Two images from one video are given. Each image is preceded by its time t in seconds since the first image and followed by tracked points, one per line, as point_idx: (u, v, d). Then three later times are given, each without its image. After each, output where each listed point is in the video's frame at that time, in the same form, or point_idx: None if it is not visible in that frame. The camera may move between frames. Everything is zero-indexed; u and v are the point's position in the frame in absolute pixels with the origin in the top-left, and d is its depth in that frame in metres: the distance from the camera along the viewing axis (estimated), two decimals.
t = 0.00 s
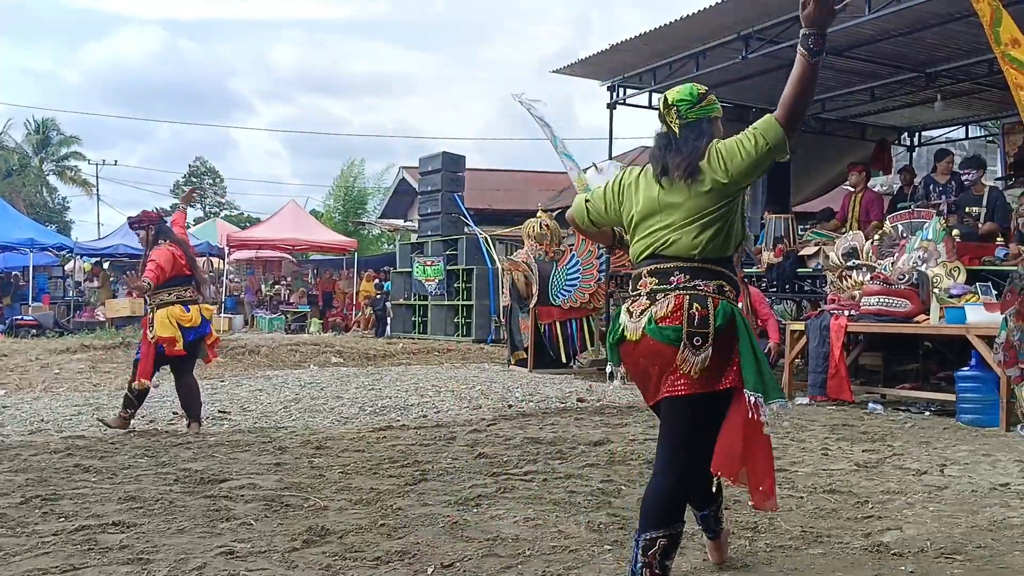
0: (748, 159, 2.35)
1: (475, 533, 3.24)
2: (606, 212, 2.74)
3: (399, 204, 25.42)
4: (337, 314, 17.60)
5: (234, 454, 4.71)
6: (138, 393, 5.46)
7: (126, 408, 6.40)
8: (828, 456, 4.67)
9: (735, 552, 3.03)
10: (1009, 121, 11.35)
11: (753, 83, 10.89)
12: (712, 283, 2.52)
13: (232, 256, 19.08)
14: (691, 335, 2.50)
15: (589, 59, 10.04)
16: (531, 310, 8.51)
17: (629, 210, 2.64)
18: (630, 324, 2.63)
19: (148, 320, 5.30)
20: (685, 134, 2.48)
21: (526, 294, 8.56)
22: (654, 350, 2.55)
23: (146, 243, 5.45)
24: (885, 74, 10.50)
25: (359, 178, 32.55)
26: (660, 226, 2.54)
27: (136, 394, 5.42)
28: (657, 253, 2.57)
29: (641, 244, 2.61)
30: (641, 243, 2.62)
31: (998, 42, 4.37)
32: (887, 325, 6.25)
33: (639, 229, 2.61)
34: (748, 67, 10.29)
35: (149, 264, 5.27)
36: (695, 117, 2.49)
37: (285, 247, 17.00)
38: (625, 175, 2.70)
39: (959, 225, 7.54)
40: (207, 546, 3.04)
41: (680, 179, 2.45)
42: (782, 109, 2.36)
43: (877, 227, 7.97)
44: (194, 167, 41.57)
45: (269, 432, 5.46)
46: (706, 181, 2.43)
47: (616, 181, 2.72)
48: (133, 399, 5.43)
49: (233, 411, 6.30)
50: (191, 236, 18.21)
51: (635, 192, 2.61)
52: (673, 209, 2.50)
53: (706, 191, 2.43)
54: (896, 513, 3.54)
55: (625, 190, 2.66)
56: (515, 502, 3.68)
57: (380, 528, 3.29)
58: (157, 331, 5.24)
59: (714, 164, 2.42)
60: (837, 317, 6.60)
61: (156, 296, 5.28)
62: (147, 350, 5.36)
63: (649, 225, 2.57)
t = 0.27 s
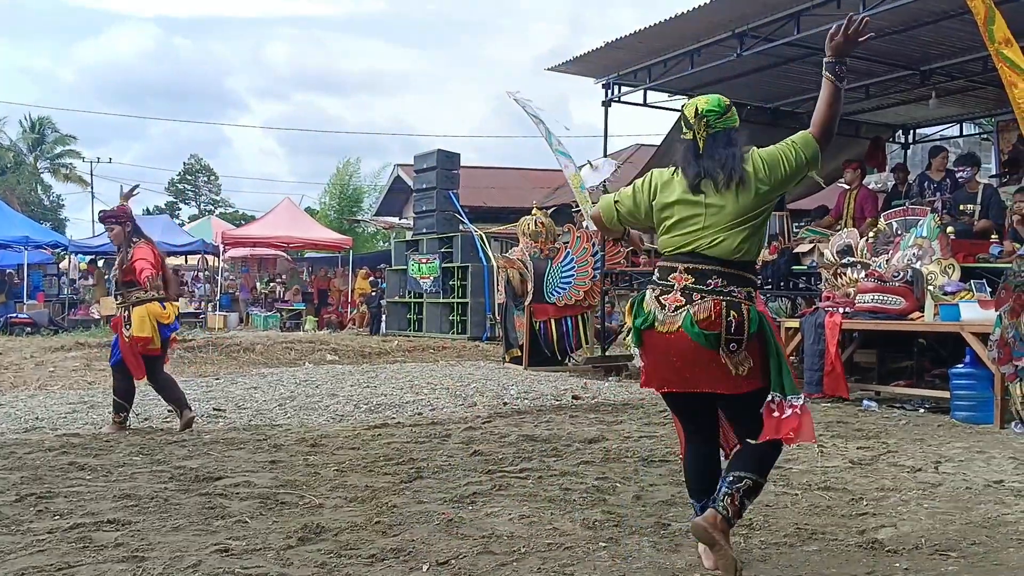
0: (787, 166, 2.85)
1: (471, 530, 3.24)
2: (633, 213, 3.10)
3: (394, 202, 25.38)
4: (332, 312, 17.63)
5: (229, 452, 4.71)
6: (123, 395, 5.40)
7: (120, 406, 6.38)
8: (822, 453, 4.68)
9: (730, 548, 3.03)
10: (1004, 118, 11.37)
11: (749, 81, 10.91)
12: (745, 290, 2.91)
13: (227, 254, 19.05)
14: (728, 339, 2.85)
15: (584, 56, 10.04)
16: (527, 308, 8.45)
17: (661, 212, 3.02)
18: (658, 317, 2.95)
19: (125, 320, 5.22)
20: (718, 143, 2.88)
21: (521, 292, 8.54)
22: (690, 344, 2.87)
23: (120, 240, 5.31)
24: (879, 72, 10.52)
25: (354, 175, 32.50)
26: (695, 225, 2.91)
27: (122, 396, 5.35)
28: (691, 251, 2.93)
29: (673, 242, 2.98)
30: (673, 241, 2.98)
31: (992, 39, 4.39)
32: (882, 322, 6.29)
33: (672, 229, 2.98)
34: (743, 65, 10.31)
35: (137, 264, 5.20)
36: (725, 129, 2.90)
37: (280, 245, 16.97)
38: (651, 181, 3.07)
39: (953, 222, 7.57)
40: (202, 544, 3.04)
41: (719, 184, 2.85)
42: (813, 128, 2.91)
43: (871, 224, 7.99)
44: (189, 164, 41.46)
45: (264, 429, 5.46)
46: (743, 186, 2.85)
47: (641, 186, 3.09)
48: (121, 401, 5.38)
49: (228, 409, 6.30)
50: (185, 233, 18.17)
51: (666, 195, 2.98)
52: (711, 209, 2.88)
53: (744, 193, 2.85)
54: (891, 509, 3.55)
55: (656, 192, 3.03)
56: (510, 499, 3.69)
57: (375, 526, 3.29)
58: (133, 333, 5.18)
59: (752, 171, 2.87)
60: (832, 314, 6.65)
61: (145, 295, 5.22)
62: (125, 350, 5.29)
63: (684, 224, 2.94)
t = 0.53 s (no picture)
0: (809, 172, 3.01)
1: (469, 529, 3.24)
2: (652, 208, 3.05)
3: (393, 200, 25.37)
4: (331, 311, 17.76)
5: (227, 450, 4.71)
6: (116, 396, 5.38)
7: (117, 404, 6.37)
8: (820, 452, 4.68)
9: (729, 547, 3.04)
10: (1002, 118, 11.38)
11: (747, 79, 10.91)
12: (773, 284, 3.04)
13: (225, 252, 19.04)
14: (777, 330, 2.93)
15: (583, 55, 10.04)
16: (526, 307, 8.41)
17: (684, 209, 3.01)
18: (706, 313, 2.90)
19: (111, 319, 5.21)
20: (748, 148, 2.94)
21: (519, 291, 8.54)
22: (743, 341, 2.89)
23: (96, 238, 5.24)
24: (877, 70, 10.53)
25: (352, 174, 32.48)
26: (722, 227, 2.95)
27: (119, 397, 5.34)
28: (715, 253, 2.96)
29: (695, 241, 3.00)
30: (696, 240, 3.00)
31: (991, 38, 4.40)
32: (880, 322, 6.32)
33: (696, 229, 3.00)
34: (741, 64, 10.31)
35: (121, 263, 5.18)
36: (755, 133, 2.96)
37: (278, 243, 16.96)
38: (670, 178, 3.04)
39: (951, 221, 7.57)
40: (200, 542, 3.03)
41: (752, 189, 2.92)
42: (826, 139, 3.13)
43: (869, 223, 8.00)
44: (187, 162, 41.43)
45: (261, 428, 5.45)
46: (770, 192, 2.96)
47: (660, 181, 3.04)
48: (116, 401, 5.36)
49: (226, 407, 6.29)
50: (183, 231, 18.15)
51: (692, 194, 2.99)
52: (740, 213, 2.94)
53: (771, 201, 2.96)
54: (889, 508, 3.55)
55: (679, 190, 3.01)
56: (508, 498, 3.68)
57: (373, 524, 3.28)
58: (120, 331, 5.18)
59: (778, 178, 2.98)
60: (829, 313, 6.69)
61: (131, 294, 5.21)
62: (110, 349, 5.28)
63: (709, 225, 2.96)
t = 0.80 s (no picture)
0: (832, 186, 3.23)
1: (469, 523, 3.24)
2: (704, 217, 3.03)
3: (394, 196, 25.37)
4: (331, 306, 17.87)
5: (227, 445, 4.71)
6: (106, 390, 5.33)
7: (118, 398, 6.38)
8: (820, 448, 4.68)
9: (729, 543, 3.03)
10: (1004, 115, 11.37)
11: (749, 76, 10.89)
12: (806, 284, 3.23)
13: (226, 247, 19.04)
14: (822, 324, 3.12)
15: (585, 51, 10.02)
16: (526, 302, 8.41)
17: (734, 219, 3.06)
18: (771, 318, 3.00)
19: (99, 313, 5.19)
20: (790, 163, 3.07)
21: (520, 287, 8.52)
22: (796, 340, 3.03)
23: (82, 228, 5.20)
24: (880, 67, 10.51)
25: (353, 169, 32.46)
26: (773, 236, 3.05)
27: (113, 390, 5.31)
28: (765, 263, 3.06)
29: (744, 250, 3.07)
30: (744, 249, 3.07)
31: (994, 35, 4.46)
32: (881, 319, 6.33)
33: (748, 239, 3.07)
34: (744, 60, 10.29)
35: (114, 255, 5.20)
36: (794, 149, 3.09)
37: (279, 238, 16.95)
38: (720, 188, 3.05)
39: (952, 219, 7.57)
40: (200, 536, 3.04)
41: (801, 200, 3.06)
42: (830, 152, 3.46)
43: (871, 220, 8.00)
44: (188, 157, 41.42)
45: (262, 422, 5.46)
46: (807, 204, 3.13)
47: (711, 191, 3.04)
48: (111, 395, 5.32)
49: (226, 401, 6.30)
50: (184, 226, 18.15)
51: (744, 204, 3.04)
52: (787, 224, 3.07)
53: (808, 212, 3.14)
54: (889, 505, 3.55)
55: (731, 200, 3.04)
56: (508, 493, 3.69)
57: (373, 519, 3.29)
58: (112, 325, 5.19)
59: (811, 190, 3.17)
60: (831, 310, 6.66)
61: (118, 287, 5.22)
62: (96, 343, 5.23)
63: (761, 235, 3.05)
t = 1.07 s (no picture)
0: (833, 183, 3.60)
1: (468, 522, 3.24)
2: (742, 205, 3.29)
3: (392, 193, 25.35)
4: (330, 304, 17.84)
5: (226, 443, 4.71)
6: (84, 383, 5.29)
7: (116, 397, 6.37)
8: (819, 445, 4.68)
9: (727, 539, 3.03)
10: (1002, 111, 11.37)
11: (747, 73, 10.89)
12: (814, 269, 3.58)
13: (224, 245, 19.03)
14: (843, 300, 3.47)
15: (583, 48, 10.02)
16: (526, 300, 8.37)
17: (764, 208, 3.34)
18: (816, 303, 3.29)
19: (78, 307, 5.18)
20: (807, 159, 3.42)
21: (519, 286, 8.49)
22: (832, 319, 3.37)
23: (62, 221, 5.14)
24: (878, 64, 10.51)
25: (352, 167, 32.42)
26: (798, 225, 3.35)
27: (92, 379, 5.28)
28: (788, 246, 3.34)
29: (772, 238, 3.34)
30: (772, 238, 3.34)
31: (992, 30, 4.45)
32: (878, 315, 6.33)
33: (774, 223, 3.34)
34: (742, 57, 10.29)
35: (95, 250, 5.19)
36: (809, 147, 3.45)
37: (277, 236, 16.94)
38: (753, 179, 3.33)
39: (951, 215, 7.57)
40: (199, 535, 3.03)
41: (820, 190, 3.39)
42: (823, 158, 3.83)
43: (869, 217, 8.01)
44: (186, 155, 41.36)
45: (261, 421, 5.45)
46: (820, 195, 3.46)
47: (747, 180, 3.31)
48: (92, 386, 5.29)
49: (225, 400, 6.29)
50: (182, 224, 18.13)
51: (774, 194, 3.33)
52: (807, 215, 3.39)
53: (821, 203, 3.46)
54: (888, 501, 3.55)
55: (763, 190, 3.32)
56: (506, 491, 3.69)
57: (372, 517, 3.29)
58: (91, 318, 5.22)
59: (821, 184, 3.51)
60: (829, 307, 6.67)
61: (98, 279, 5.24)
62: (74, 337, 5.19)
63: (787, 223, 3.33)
